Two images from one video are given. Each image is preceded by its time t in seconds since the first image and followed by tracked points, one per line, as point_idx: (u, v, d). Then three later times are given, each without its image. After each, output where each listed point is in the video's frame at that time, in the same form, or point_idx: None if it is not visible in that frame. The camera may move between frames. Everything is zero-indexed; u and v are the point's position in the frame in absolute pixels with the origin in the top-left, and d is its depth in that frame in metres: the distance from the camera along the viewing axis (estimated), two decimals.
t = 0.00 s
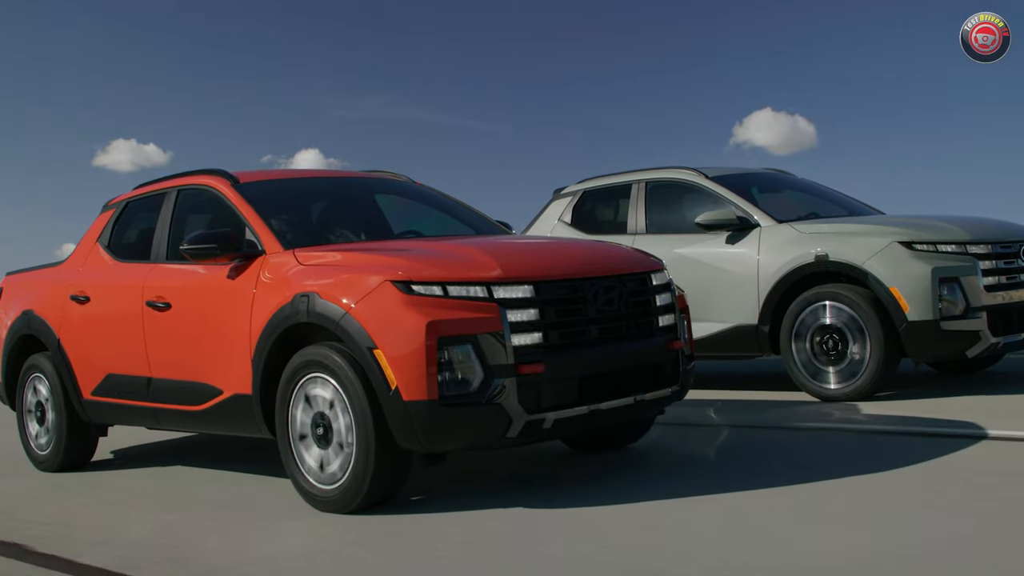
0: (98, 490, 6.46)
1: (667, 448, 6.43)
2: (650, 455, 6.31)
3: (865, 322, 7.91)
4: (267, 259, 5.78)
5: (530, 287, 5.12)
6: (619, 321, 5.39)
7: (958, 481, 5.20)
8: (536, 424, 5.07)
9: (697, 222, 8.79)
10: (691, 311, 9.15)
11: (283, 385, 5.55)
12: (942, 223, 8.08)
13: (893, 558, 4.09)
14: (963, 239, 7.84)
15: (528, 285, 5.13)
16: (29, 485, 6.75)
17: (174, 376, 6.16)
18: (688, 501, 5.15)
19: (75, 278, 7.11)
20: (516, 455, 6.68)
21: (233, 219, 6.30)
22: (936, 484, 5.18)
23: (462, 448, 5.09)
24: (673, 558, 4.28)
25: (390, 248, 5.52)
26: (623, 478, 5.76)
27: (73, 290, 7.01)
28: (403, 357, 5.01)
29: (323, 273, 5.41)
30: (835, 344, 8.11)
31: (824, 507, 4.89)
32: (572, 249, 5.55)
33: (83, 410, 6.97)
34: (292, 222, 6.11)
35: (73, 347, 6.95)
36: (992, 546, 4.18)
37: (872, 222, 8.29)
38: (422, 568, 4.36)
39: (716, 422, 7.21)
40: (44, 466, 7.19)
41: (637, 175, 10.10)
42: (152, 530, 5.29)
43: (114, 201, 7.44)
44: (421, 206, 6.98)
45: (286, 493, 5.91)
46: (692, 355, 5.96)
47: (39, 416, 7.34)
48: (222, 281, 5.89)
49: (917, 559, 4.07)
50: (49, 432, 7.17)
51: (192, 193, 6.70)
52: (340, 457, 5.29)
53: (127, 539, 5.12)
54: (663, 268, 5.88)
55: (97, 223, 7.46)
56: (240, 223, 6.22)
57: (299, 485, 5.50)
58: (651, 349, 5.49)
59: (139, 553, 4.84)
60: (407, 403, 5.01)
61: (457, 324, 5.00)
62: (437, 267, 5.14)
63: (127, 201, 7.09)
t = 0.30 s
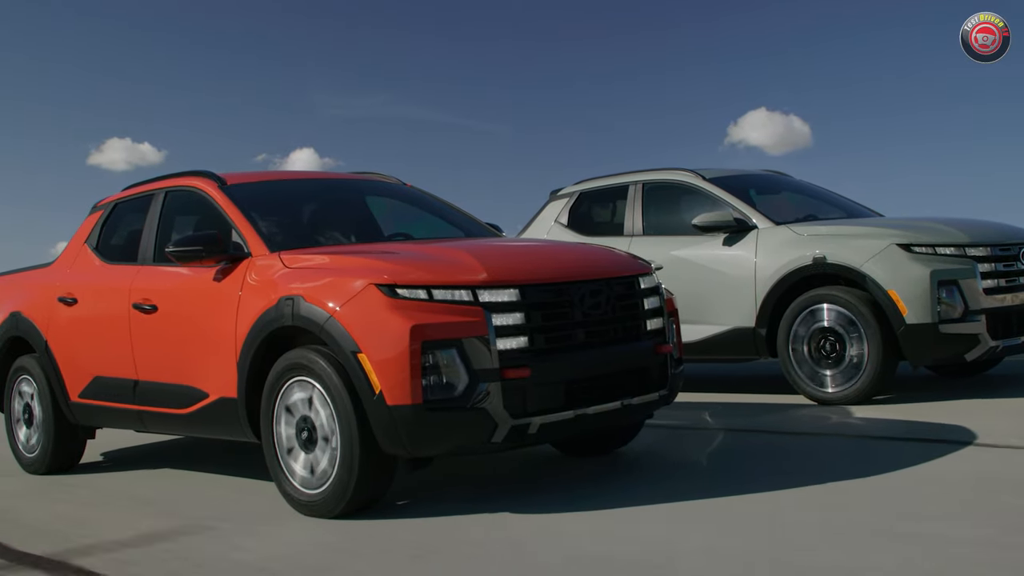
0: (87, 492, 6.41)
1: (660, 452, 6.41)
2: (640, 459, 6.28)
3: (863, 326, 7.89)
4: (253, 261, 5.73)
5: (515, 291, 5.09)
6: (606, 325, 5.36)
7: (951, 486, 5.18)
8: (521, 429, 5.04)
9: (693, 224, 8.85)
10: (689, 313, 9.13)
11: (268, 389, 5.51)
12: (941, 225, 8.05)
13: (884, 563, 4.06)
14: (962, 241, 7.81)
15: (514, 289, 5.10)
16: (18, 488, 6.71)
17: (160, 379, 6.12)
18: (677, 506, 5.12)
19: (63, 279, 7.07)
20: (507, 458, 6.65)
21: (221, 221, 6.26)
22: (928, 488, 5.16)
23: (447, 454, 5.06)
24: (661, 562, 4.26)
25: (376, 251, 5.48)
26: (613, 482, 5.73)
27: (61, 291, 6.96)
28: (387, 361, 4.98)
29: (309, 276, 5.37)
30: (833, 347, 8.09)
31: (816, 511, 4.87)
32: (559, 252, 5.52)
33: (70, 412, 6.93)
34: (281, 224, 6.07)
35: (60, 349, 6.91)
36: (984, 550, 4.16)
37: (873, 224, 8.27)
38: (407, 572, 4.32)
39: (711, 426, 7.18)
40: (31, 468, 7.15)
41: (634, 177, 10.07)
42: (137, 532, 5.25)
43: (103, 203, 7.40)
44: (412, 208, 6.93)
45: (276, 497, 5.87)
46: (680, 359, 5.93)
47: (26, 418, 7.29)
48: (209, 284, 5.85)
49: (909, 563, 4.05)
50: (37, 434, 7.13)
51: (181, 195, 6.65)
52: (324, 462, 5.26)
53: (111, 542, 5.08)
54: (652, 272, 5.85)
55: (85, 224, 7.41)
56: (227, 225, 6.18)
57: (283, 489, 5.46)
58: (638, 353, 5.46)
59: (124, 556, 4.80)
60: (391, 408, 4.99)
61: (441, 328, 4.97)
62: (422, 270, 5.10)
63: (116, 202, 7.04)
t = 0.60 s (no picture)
0: (79, 493, 6.38)
1: (654, 452, 6.38)
2: (632, 460, 6.26)
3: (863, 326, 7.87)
4: (241, 262, 5.70)
5: (503, 292, 5.07)
6: (595, 326, 5.35)
7: (946, 486, 5.17)
8: (509, 429, 5.02)
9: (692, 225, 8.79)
10: (685, 314, 9.11)
11: (256, 390, 5.48)
12: (940, 225, 8.05)
13: (882, 562, 4.05)
14: (962, 241, 7.80)
15: (502, 289, 5.07)
16: (9, 489, 6.67)
17: (149, 379, 6.08)
18: (669, 506, 5.10)
19: (53, 280, 7.03)
20: (498, 459, 6.63)
21: (211, 221, 6.22)
22: (923, 488, 5.15)
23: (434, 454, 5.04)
24: (655, 562, 4.24)
25: (365, 251, 5.45)
26: (605, 482, 5.71)
27: (51, 292, 6.93)
28: (374, 362, 4.95)
29: (298, 276, 5.34)
30: (831, 348, 8.08)
31: (811, 511, 4.85)
32: (548, 252, 5.49)
33: (60, 413, 6.89)
34: (273, 224, 6.03)
35: (51, 349, 6.87)
36: (981, 549, 4.14)
37: (869, 224, 8.26)
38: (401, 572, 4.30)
39: (707, 426, 7.16)
40: (22, 468, 7.11)
41: (630, 177, 10.06)
42: (126, 532, 5.21)
43: (94, 203, 7.35)
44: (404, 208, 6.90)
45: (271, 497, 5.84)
46: (669, 359, 5.92)
47: (17, 419, 7.25)
48: (198, 284, 5.81)
49: (905, 563, 4.03)
50: (28, 435, 7.09)
51: (170, 195, 6.61)
52: (312, 463, 5.23)
53: (99, 543, 5.04)
54: (641, 272, 5.83)
55: (76, 225, 7.37)
56: (217, 226, 6.14)
57: (271, 489, 5.43)
58: (627, 354, 5.44)
59: (112, 557, 4.76)
60: (378, 408, 4.96)
61: (428, 328, 4.94)
62: (410, 270, 5.07)
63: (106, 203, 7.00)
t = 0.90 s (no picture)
0: (74, 494, 6.35)
1: (651, 453, 6.36)
2: (626, 460, 6.25)
3: (863, 327, 7.87)
4: (234, 263, 5.66)
5: (494, 293, 5.04)
6: (586, 327, 5.32)
7: (944, 486, 5.15)
8: (500, 430, 5.01)
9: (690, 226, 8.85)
10: (684, 315, 9.10)
11: (248, 392, 5.46)
12: (939, 226, 8.05)
13: (885, 561, 4.04)
14: (961, 241, 7.80)
15: (493, 291, 5.05)
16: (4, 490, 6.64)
17: (143, 381, 6.06)
18: (665, 506, 5.08)
19: (47, 282, 6.99)
20: (491, 460, 6.61)
21: (204, 224, 6.19)
22: (920, 488, 5.13)
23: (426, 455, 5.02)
24: (650, 563, 4.22)
25: (357, 253, 5.43)
26: (599, 483, 5.69)
27: (45, 294, 6.89)
28: (365, 364, 4.93)
29: (290, 278, 5.31)
30: (831, 348, 8.07)
31: (807, 510, 4.84)
32: (540, 254, 5.47)
33: (54, 415, 6.86)
34: (266, 226, 6.00)
35: (45, 351, 6.83)
36: (980, 549, 4.12)
37: (867, 224, 8.25)
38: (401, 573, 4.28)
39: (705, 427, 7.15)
40: (17, 470, 7.08)
41: (629, 178, 10.05)
42: (118, 533, 5.19)
43: (88, 206, 7.31)
44: (399, 209, 6.87)
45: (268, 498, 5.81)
46: (661, 361, 5.91)
47: (12, 421, 7.21)
48: (190, 286, 5.78)
49: (902, 563, 4.01)
50: (22, 437, 7.06)
51: (164, 198, 6.57)
52: (304, 464, 5.21)
53: (90, 544, 5.01)
54: (633, 274, 5.81)
55: (71, 227, 7.33)
56: (210, 228, 6.11)
57: (264, 490, 5.41)
58: (618, 355, 5.42)
59: (103, 558, 4.73)
60: (370, 410, 4.94)
61: (419, 330, 4.92)
62: (402, 272, 5.05)
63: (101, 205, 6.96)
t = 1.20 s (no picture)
0: (72, 494, 6.33)
1: (650, 452, 6.36)
2: (623, 459, 6.24)
3: (863, 326, 7.87)
4: (231, 264, 5.65)
5: (488, 293, 5.03)
6: (580, 327, 5.32)
7: (943, 485, 5.14)
8: (494, 430, 5.00)
9: (690, 226, 8.83)
10: (684, 315, 9.11)
11: (244, 392, 5.45)
12: (940, 225, 8.06)
13: (892, 560, 4.04)
14: (961, 241, 7.82)
15: (487, 291, 5.04)
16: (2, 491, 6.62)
17: (140, 382, 6.04)
18: (662, 505, 5.07)
19: (45, 282, 6.97)
20: (487, 459, 6.60)
21: (200, 224, 6.18)
22: (919, 487, 5.12)
23: (421, 454, 5.02)
24: (647, 562, 4.21)
25: (352, 254, 5.41)
26: (606, 480, 5.69)
27: (43, 295, 6.87)
28: (360, 363, 4.92)
29: (286, 278, 5.30)
30: (831, 348, 8.08)
31: (806, 509, 4.83)
32: (535, 254, 5.46)
33: (52, 415, 6.83)
34: (262, 227, 5.99)
35: (43, 352, 6.81)
36: (978, 548, 4.12)
37: (864, 225, 8.26)
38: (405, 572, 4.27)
39: (705, 427, 7.15)
40: (14, 470, 7.05)
41: (628, 178, 10.05)
42: (115, 533, 5.17)
43: (86, 207, 7.29)
44: (397, 210, 6.85)
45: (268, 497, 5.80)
46: (655, 361, 5.90)
47: (10, 421, 7.19)
48: (187, 287, 5.77)
49: (900, 562, 4.00)
50: (20, 437, 7.04)
51: (161, 199, 6.55)
52: (300, 463, 5.20)
53: (85, 543, 5.00)
54: (627, 275, 5.80)
55: (69, 227, 7.31)
56: (207, 229, 6.09)
57: (259, 490, 5.39)
58: (611, 355, 5.41)
59: (103, 557, 4.72)
60: (365, 409, 4.93)
61: (414, 330, 4.91)
62: (397, 273, 5.04)
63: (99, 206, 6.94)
